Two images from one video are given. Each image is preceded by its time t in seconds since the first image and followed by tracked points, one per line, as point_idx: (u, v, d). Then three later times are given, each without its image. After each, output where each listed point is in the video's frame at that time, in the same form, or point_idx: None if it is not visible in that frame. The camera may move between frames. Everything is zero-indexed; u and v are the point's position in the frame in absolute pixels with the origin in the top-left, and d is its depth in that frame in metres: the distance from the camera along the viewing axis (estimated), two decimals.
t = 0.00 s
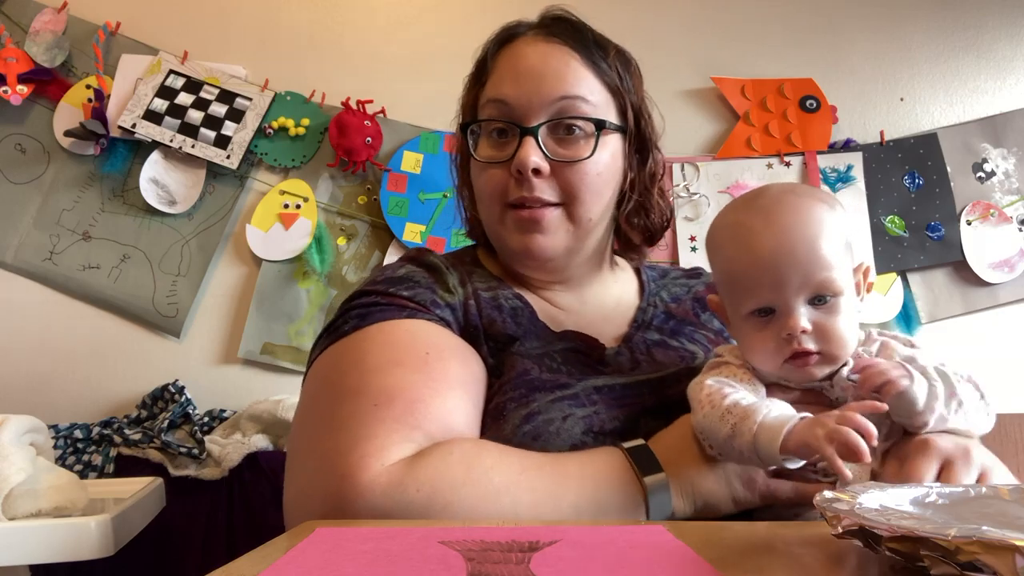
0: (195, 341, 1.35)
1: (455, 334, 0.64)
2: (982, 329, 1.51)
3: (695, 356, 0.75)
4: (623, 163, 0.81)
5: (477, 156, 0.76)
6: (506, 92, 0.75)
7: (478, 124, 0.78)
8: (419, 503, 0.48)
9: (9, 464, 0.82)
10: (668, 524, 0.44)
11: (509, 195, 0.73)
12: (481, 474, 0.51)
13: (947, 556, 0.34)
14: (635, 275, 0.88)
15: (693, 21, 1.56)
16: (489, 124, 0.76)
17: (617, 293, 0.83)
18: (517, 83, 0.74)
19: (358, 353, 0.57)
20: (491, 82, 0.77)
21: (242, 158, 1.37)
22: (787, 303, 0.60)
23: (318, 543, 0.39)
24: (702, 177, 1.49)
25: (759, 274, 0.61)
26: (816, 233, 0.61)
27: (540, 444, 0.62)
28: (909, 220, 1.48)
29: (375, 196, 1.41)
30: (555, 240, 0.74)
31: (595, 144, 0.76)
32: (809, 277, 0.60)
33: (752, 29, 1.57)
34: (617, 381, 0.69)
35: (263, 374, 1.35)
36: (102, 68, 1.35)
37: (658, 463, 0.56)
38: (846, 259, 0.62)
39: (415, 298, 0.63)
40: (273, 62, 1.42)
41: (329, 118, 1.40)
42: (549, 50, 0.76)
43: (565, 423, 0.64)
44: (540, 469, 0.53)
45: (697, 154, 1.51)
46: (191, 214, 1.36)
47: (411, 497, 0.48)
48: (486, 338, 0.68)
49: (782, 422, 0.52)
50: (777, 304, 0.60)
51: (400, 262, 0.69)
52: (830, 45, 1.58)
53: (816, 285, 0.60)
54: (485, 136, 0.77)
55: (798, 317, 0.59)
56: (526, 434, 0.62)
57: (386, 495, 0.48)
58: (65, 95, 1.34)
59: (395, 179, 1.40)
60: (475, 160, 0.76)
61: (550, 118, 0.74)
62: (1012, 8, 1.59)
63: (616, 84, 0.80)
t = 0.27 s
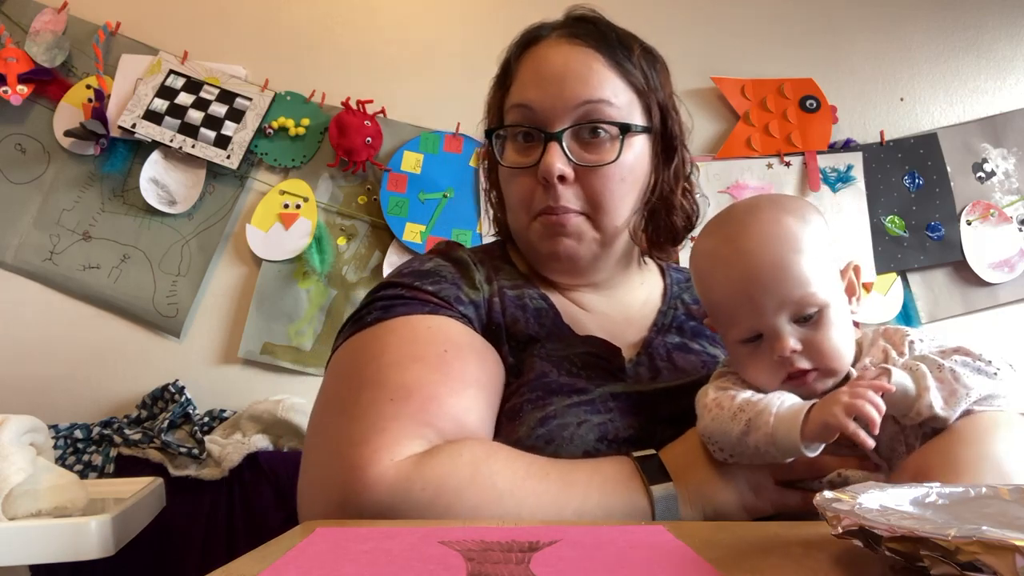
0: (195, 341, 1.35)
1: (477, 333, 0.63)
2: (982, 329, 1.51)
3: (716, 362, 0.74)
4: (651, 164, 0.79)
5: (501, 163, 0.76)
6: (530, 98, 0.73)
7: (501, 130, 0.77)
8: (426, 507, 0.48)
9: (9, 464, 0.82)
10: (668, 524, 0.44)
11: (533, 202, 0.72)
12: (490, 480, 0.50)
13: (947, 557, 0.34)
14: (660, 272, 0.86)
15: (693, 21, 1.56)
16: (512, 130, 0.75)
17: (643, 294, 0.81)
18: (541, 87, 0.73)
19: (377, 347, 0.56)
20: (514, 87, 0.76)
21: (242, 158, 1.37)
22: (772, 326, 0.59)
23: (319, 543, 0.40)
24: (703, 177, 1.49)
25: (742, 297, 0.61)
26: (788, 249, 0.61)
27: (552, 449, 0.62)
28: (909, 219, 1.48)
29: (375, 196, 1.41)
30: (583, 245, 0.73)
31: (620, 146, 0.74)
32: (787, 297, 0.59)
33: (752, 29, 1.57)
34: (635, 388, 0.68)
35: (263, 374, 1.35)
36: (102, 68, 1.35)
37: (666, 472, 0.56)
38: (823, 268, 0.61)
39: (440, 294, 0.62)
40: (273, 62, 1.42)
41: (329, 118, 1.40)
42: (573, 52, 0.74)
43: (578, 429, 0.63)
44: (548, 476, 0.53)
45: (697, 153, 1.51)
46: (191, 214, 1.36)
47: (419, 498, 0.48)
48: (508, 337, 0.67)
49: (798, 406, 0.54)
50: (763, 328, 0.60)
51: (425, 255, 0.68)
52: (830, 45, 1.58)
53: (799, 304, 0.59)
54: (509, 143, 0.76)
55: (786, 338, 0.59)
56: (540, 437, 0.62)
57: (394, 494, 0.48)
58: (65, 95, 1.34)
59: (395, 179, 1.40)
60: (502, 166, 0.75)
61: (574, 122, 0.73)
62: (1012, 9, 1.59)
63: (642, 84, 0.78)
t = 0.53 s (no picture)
0: (195, 341, 1.35)
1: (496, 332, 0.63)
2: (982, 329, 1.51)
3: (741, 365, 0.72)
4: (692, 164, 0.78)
5: (542, 163, 0.74)
6: (574, 98, 0.71)
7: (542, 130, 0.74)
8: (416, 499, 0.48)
9: (9, 464, 0.83)
10: (667, 524, 0.44)
11: (578, 203, 0.70)
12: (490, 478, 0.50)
13: (947, 556, 0.34)
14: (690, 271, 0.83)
15: (693, 21, 1.55)
16: (552, 129, 0.73)
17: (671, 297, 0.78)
18: (586, 88, 0.71)
19: (389, 343, 0.56)
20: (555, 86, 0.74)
21: (242, 158, 1.37)
22: (829, 306, 0.60)
23: (319, 542, 0.40)
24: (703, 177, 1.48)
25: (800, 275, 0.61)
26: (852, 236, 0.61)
27: (561, 449, 0.62)
28: (909, 219, 1.48)
29: (375, 195, 1.41)
30: (627, 247, 0.72)
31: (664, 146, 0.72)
32: (855, 284, 0.60)
33: (752, 29, 1.57)
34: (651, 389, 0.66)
35: (263, 374, 1.35)
36: (102, 68, 1.35)
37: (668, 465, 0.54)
38: (885, 261, 0.62)
39: (462, 290, 0.62)
40: (273, 62, 1.42)
41: (329, 118, 1.40)
42: (618, 51, 0.72)
43: (589, 431, 0.62)
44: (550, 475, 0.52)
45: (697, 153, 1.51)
46: (191, 214, 1.36)
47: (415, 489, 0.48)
48: (529, 337, 0.66)
49: (822, 380, 0.55)
50: (822, 310, 0.60)
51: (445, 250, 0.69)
52: (830, 45, 1.58)
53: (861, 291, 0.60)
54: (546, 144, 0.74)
55: (843, 324, 0.59)
56: (549, 437, 0.62)
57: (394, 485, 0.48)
58: (65, 95, 1.34)
59: (395, 179, 1.40)
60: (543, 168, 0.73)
61: (620, 124, 0.71)
62: (1012, 8, 1.59)
63: (686, 84, 0.77)
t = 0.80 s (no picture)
0: (195, 341, 1.35)
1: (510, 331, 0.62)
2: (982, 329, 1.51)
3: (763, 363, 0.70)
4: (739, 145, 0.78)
5: (628, 143, 0.69)
6: (656, 76, 0.69)
7: (620, 109, 0.70)
8: (393, 496, 0.49)
9: (9, 464, 0.83)
10: (667, 524, 0.44)
11: (672, 181, 0.67)
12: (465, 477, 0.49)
13: (947, 556, 0.34)
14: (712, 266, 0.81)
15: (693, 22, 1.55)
16: (637, 109, 0.69)
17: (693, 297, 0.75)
18: (669, 66, 0.69)
19: (391, 336, 0.57)
20: (626, 65, 0.70)
21: (242, 158, 1.37)
22: (895, 299, 0.58)
23: (319, 543, 0.39)
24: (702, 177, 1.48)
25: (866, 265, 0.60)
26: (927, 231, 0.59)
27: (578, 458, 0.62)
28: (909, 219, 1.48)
29: (375, 195, 1.41)
30: (713, 226, 0.69)
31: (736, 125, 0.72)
32: (927, 281, 0.58)
33: (752, 29, 1.57)
34: (667, 394, 0.65)
35: (263, 374, 1.35)
36: (102, 68, 1.35)
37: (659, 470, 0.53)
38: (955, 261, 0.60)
39: (479, 288, 0.61)
40: (273, 62, 1.42)
41: (329, 118, 1.40)
42: (684, 31, 0.72)
43: (605, 440, 0.62)
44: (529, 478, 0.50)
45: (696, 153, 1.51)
46: (191, 214, 1.36)
47: (391, 484, 0.49)
48: (544, 338, 0.64)
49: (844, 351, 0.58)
50: (886, 300, 0.59)
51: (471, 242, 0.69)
52: (830, 45, 1.58)
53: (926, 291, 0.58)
54: (627, 121, 0.69)
55: (907, 318, 0.58)
56: (564, 447, 0.61)
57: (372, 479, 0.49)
58: (65, 95, 1.34)
59: (395, 179, 1.40)
60: (621, 147, 0.68)
61: (701, 101, 0.69)
62: (1011, 8, 1.60)
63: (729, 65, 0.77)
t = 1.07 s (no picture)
0: (196, 341, 1.35)
1: (506, 316, 0.60)
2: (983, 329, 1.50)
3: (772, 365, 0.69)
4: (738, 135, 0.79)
5: (647, 134, 0.68)
6: (667, 64, 0.70)
7: (635, 100, 0.69)
8: (377, 470, 0.47)
9: (8, 464, 0.83)
10: (665, 524, 0.44)
11: (695, 166, 0.67)
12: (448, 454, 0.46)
13: (947, 557, 0.33)
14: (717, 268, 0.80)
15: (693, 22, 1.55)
16: (653, 99, 0.69)
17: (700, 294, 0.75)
18: (675, 56, 0.70)
19: (384, 316, 0.56)
20: (632, 60, 0.71)
21: (242, 158, 1.37)
22: (926, 291, 0.61)
23: (318, 543, 0.39)
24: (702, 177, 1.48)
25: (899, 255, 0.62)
26: (956, 230, 0.62)
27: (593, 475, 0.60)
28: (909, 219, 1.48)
29: (375, 195, 1.41)
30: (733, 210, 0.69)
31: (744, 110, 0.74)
32: (959, 281, 0.61)
33: (752, 29, 1.57)
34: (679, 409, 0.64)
35: (263, 374, 1.35)
36: (102, 68, 1.35)
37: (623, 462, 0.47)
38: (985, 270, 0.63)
39: (466, 273, 0.60)
40: (273, 62, 1.42)
41: (329, 118, 1.40)
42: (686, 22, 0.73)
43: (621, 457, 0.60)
44: (503, 445, 0.44)
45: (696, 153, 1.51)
46: (191, 214, 1.36)
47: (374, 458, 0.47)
48: (548, 325, 0.63)
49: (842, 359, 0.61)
50: (917, 293, 0.61)
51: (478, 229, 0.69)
52: (830, 45, 1.58)
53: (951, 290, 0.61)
54: (647, 108, 0.69)
55: (933, 314, 0.60)
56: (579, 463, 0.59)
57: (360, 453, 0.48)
58: (65, 95, 1.34)
59: (395, 179, 1.40)
60: (645, 134, 0.68)
61: (709, 88, 0.71)
62: (1011, 9, 1.60)
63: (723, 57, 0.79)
